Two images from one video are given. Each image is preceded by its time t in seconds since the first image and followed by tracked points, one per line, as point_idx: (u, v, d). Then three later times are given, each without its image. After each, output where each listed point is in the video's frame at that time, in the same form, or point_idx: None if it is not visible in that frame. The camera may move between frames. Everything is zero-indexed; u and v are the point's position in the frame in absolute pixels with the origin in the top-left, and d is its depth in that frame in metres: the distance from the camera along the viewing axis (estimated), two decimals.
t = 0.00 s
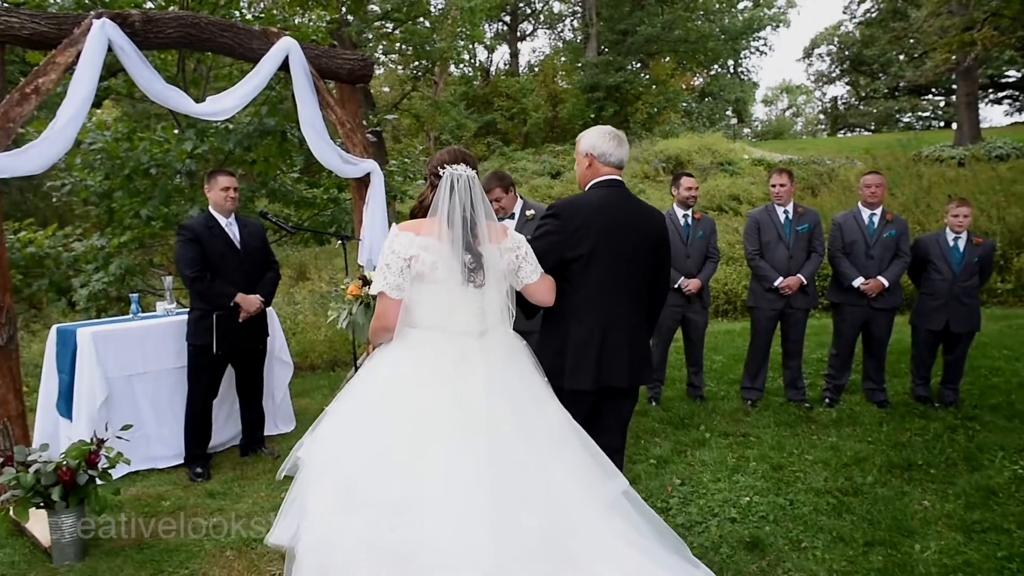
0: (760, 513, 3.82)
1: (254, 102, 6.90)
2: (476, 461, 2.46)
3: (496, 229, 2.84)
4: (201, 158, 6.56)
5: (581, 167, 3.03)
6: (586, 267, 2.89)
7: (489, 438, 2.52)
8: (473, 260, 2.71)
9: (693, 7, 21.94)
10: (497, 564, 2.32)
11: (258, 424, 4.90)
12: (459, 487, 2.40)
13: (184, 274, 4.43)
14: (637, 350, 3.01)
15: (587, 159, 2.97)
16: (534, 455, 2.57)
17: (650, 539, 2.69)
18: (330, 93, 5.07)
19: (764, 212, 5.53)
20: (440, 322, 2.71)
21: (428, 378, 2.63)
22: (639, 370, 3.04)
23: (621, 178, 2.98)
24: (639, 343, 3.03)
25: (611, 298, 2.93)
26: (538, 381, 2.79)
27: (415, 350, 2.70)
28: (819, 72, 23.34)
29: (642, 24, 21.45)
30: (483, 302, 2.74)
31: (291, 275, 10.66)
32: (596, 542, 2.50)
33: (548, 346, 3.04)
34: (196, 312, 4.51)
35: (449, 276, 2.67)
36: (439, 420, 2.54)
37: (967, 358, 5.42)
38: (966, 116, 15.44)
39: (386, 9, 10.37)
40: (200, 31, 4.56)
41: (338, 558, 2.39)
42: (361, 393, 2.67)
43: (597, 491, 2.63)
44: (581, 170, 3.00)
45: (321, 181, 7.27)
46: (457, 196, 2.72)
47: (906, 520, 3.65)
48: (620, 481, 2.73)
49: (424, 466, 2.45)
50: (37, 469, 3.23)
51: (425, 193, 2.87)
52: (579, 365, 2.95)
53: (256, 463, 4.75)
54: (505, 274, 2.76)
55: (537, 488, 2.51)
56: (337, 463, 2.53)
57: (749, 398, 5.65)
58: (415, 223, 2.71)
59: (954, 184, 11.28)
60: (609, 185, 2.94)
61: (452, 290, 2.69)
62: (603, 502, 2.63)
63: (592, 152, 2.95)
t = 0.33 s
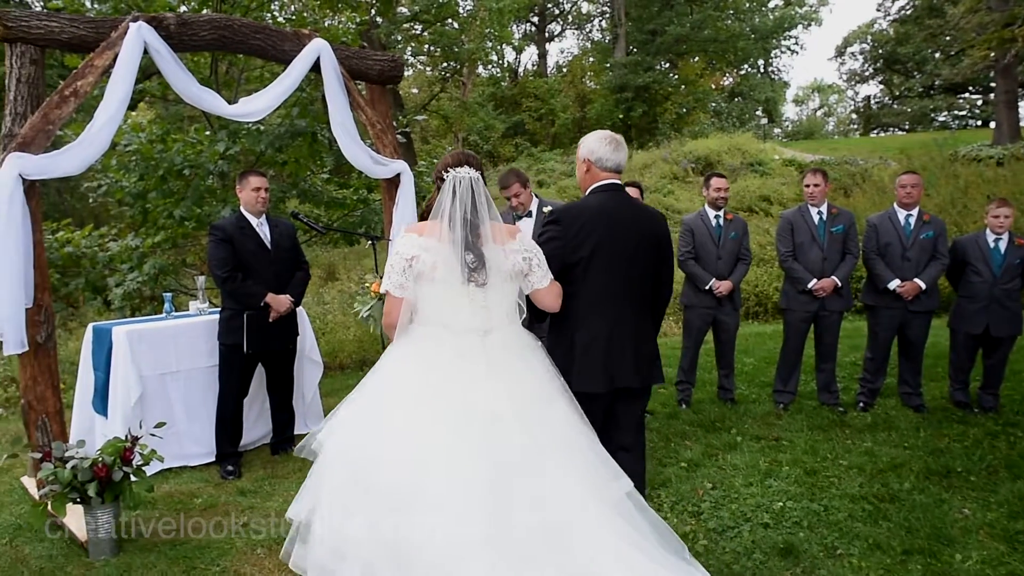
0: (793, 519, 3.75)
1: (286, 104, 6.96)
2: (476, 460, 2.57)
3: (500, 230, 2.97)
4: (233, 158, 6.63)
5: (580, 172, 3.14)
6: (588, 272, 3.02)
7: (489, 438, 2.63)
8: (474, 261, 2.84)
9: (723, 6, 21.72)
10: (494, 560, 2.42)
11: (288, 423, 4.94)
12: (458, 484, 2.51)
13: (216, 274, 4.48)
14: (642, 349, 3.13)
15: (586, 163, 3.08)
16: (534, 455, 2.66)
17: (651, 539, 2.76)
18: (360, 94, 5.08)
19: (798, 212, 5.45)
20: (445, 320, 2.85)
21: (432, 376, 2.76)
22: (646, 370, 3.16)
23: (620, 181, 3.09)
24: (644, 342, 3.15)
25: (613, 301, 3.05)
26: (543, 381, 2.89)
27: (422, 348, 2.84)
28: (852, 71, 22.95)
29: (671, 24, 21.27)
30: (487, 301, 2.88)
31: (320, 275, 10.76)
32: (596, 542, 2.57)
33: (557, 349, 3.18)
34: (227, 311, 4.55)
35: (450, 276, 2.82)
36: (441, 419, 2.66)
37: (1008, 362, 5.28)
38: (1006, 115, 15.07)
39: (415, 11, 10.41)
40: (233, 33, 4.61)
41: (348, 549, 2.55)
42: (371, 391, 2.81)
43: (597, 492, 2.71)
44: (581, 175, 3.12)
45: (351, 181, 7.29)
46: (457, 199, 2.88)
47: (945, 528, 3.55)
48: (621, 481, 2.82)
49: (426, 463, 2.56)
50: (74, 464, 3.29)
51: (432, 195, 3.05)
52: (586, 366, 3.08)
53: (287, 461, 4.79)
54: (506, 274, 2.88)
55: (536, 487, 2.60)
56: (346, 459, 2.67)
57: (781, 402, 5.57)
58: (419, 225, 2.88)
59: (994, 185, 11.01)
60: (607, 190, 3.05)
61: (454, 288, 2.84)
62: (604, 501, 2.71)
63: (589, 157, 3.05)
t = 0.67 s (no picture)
0: (825, 524, 3.68)
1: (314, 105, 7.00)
2: (468, 461, 2.63)
3: (493, 231, 3.06)
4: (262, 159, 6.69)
5: (564, 176, 3.27)
6: (578, 278, 3.13)
7: (482, 439, 2.68)
8: (465, 262, 2.96)
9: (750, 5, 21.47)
10: (488, 560, 2.44)
11: (316, 422, 4.97)
12: (452, 479, 2.58)
13: (245, 274, 4.51)
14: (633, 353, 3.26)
15: (567, 170, 3.22)
16: (529, 454, 2.68)
17: (657, 535, 2.72)
18: (389, 95, 5.10)
19: (829, 213, 5.37)
20: (442, 320, 3.00)
21: (428, 380, 2.86)
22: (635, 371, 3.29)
23: (603, 183, 3.19)
24: (636, 341, 3.29)
25: (605, 307, 3.17)
26: (540, 382, 2.94)
27: (419, 351, 2.96)
28: (882, 70, 22.40)
29: (698, 23, 21.07)
30: (480, 301, 2.99)
31: (346, 275, 10.83)
32: (593, 538, 2.55)
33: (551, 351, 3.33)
34: (256, 311, 4.59)
35: (441, 278, 2.95)
36: (436, 421, 2.73)
37: None
38: None
39: (440, 12, 10.43)
40: (263, 35, 4.66)
41: (353, 548, 2.64)
42: (372, 397, 2.92)
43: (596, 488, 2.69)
44: (565, 181, 3.26)
45: (379, 183, 7.30)
46: (448, 202, 3.02)
47: (984, 537, 3.46)
48: (622, 475, 2.81)
49: (420, 465, 2.64)
50: (108, 461, 3.33)
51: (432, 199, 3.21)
52: (580, 369, 3.22)
53: (314, 461, 4.82)
54: (496, 275, 2.98)
55: (531, 485, 2.61)
56: (349, 462, 2.80)
57: (811, 405, 5.51)
58: (414, 229, 3.06)
59: None
60: (592, 195, 3.15)
61: (448, 288, 2.97)
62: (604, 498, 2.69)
63: (569, 164, 3.19)
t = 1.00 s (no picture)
0: (856, 530, 3.62)
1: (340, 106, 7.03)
2: (462, 461, 2.69)
3: (495, 227, 3.11)
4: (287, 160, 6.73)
5: (570, 176, 3.28)
6: (581, 275, 3.16)
7: (476, 440, 2.75)
8: (464, 257, 3.03)
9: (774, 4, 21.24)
10: (478, 559, 2.51)
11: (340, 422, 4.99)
12: (445, 474, 2.66)
13: (273, 274, 4.54)
14: (639, 350, 3.27)
15: (570, 172, 3.23)
16: (521, 455, 2.73)
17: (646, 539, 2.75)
18: (415, 96, 5.11)
19: (858, 214, 5.29)
20: (443, 316, 3.09)
21: (427, 379, 2.94)
22: (642, 368, 3.31)
23: (607, 184, 3.20)
24: (644, 338, 3.30)
25: (608, 304, 3.19)
26: (537, 383, 3.00)
27: (422, 348, 3.05)
28: (910, 69, 21.92)
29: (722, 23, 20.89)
30: (481, 297, 3.06)
31: (370, 276, 10.88)
32: (581, 541, 2.60)
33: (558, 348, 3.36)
34: (283, 311, 4.61)
35: (441, 273, 3.04)
36: (432, 421, 2.81)
37: None
38: None
39: (464, 14, 10.45)
40: (291, 37, 4.69)
41: (354, 538, 2.76)
42: (375, 396, 3.03)
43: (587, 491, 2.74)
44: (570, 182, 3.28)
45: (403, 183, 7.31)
46: (448, 199, 3.08)
47: (1021, 544, 3.38)
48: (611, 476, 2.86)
49: (417, 464, 2.72)
50: (138, 458, 3.37)
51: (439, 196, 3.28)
52: (586, 367, 3.24)
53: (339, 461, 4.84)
54: (495, 269, 3.04)
55: (522, 486, 2.66)
56: (354, 456, 2.92)
57: (839, 409, 5.44)
58: (420, 225, 3.16)
59: None
60: (594, 194, 3.18)
61: (449, 285, 3.05)
62: (595, 501, 2.74)
63: (573, 166, 3.20)
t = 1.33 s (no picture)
0: (879, 534, 3.57)
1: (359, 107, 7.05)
2: (470, 460, 2.71)
3: (510, 223, 3.09)
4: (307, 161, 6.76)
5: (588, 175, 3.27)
6: (595, 272, 3.14)
7: (485, 438, 2.76)
8: (478, 255, 3.02)
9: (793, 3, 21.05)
10: (482, 557, 2.54)
11: (359, 421, 5.00)
12: (456, 469, 2.69)
13: (293, 274, 4.57)
14: (650, 349, 3.24)
15: (591, 170, 3.22)
16: (530, 454, 2.73)
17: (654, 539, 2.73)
18: (434, 96, 5.12)
19: (881, 214, 5.23)
20: (460, 311, 3.11)
21: (440, 375, 2.95)
22: (653, 364, 3.27)
23: (625, 184, 3.19)
24: (656, 337, 3.28)
25: (621, 301, 3.17)
26: (551, 378, 2.98)
27: (436, 343, 3.07)
28: (931, 69, 21.61)
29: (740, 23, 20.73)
30: (495, 293, 3.07)
31: (387, 276, 10.92)
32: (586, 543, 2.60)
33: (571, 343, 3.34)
34: (302, 310, 4.62)
35: (455, 271, 3.05)
36: (442, 417, 2.83)
37: None
38: None
39: (481, 15, 10.45)
40: (311, 38, 4.71)
41: (367, 527, 2.81)
42: (390, 389, 3.07)
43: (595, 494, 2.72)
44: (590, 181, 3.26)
45: (421, 184, 7.32)
46: (461, 198, 3.07)
47: None
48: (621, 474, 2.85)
49: (428, 458, 2.75)
50: (160, 457, 3.39)
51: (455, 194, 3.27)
52: (597, 362, 3.21)
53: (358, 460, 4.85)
54: (510, 264, 3.03)
55: (529, 486, 2.66)
56: (371, 447, 2.98)
57: (860, 411, 5.38)
58: (436, 224, 3.16)
59: None
60: (611, 193, 3.16)
61: (463, 282, 3.06)
62: (604, 503, 2.72)
63: (593, 165, 3.19)
